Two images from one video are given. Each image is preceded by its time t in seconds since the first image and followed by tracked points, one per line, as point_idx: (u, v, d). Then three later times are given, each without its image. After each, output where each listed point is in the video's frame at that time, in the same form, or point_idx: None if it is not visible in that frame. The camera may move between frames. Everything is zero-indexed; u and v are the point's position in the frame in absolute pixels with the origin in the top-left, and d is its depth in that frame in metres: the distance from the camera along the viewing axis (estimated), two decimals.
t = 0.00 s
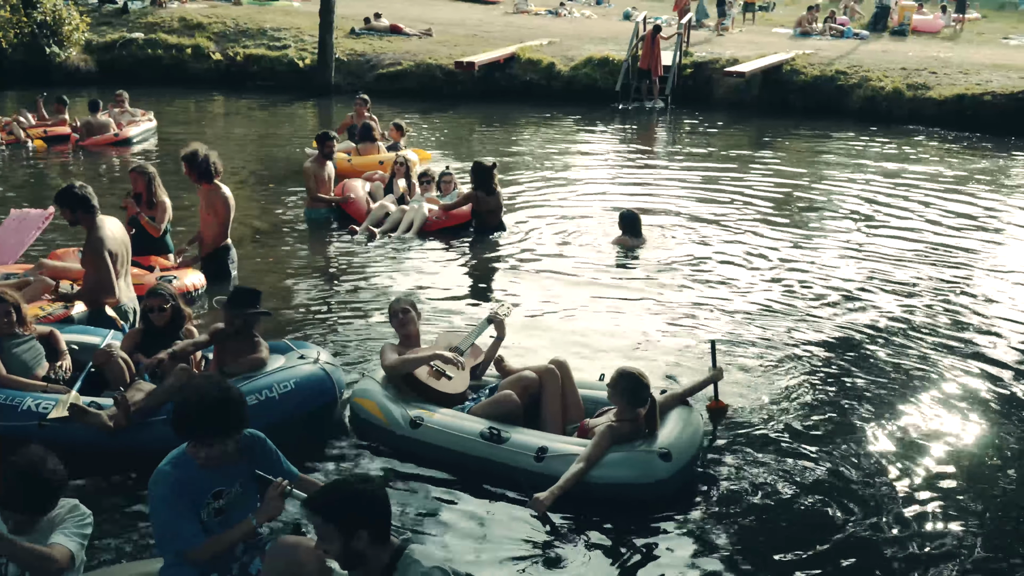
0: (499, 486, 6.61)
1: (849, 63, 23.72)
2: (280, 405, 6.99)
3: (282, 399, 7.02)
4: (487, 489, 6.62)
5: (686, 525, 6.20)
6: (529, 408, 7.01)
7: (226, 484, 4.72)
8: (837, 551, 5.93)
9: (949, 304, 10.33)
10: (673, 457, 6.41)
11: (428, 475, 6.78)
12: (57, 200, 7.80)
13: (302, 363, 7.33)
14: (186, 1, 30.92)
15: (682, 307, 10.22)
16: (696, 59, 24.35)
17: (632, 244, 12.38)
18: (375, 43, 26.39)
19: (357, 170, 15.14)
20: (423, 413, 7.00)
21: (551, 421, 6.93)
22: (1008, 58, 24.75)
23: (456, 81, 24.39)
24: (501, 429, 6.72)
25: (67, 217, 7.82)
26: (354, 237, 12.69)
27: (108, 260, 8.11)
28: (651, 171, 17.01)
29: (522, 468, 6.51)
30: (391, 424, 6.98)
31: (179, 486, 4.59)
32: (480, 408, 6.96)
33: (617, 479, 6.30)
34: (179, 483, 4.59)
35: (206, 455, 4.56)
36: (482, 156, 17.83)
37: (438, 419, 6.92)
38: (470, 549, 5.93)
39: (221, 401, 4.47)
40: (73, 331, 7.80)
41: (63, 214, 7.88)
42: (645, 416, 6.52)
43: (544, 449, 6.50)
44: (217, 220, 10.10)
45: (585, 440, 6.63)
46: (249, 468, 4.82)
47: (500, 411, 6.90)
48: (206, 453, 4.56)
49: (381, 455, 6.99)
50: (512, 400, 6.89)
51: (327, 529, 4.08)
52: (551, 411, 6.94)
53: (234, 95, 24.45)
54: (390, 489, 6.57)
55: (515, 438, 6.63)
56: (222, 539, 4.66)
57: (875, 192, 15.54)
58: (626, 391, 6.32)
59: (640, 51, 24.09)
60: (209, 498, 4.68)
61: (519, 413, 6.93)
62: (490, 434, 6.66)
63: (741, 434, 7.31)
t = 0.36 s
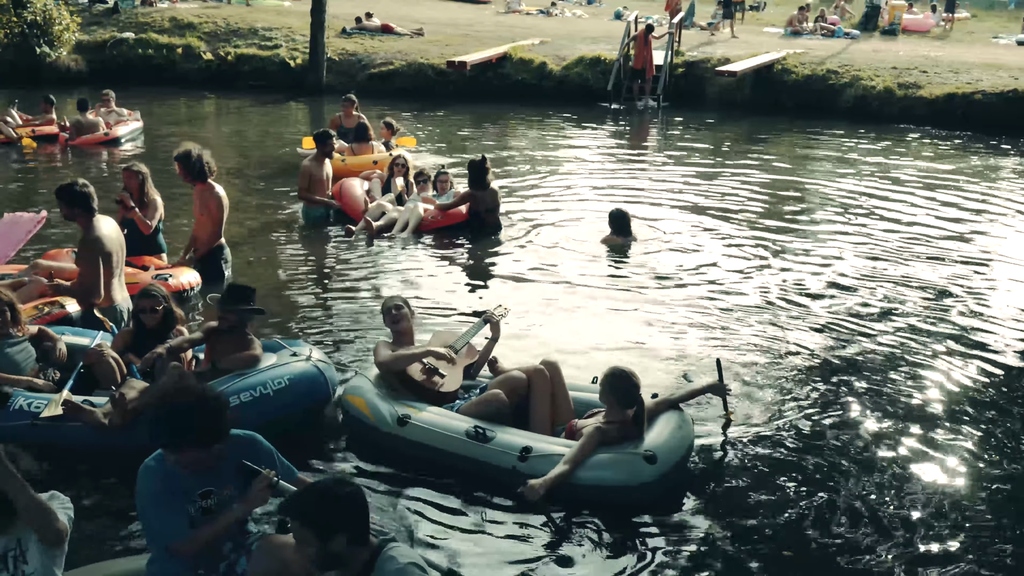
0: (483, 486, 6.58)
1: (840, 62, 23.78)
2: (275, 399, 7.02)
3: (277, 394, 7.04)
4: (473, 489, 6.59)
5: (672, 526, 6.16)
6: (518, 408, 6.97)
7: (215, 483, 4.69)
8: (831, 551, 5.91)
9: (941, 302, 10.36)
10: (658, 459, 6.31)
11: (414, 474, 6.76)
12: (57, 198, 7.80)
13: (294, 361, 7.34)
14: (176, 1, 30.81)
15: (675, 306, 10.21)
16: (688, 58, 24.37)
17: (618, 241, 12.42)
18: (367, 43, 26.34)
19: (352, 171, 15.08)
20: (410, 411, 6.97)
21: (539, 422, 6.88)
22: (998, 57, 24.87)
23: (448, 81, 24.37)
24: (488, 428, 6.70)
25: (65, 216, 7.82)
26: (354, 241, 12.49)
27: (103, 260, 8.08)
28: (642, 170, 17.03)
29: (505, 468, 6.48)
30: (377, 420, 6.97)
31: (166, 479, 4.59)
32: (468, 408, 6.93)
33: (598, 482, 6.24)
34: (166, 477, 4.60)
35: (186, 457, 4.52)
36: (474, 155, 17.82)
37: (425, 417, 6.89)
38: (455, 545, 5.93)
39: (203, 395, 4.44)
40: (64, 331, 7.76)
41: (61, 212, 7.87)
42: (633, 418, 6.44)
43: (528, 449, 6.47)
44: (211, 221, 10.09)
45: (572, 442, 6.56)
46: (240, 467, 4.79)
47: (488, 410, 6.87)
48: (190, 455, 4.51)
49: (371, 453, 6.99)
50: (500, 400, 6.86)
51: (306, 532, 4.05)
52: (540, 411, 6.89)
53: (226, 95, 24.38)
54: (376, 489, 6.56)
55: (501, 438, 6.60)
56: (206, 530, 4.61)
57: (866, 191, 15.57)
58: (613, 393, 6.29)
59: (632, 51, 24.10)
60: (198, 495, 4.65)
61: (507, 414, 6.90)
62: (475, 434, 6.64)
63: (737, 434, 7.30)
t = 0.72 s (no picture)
0: (468, 488, 6.57)
1: (831, 62, 23.83)
2: (271, 398, 7.03)
3: (273, 392, 7.05)
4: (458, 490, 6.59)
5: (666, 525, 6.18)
6: (506, 411, 6.90)
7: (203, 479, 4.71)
8: (825, 552, 5.91)
9: (933, 301, 10.37)
10: (642, 462, 6.26)
11: (400, 474, 6.76)
12: (52, 197, 7.75)
13: (288, 358, 7.37)
14: (167, 0, 30.69)
15: (669, 306, 10.20)
16: (680, 58, 24.40)
17: (610, 240, 12.41)
18: (358, 43, 26.30)
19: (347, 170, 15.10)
20: (398, 411, 6.96)
21: (525, 427, 6.81)
22: (987, 57, 24.96)
23: (440, 81, 24.37)
24: (472, 429, 6.69)
25: (61, 216, 7.79)
26: (347, 233, 12.76)
27: (96, 260, 8.06)
28: (634, 169, 17.04)
29: (490, 469, 6.48)
30: (365, 420, 6.96)
31: (150, 477, 4.60)
32: (454, 411, 6.89)
33: (583, 484, 6.23)
34: (154, 472, 4.60)
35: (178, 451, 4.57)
36: (466, 154, 17.81)
37: (412, 417, 6.89)
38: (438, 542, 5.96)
39: (198, 391, 4.47)
40: (54, 331, 7.69)
41: (56, 212, 7.84)
42: (623, 421, 6.39)
43: (512, 451, 6.45)
44: (205, 220, 10.06)
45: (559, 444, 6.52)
46: (226, 466, 4.77)
47: (474, 417, 6.83)
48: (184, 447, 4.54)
49: (357, 451, 7.00)
50: (486, 408, 6.82)
51: (294, 531, 4.09)
52: (527, 415, 6.81)
53: (217, 95, 24.32)
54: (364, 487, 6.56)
55: (486, 439, 6.60)
56: (179, 531, 4.56)
57: (857, 189, 15.59)
58: (604, 397, 6.22)
59: (624, 50, 24.13)
60: (186, 493, 4.67)
61: (494, 419, 6.86)
62: (460, 435, 6.63)
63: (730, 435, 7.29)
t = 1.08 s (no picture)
0: (454, 490, 6.52)
1: (822, 61, 23.88)
2: (265, 396, 7.05)
3: (267, 390, 7.07)
4: (444, 492, 6.54)
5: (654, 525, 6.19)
6: (496, 410, 6.85)
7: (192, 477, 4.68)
8: (818, 551, 5.92)
9: (923, 300, 10.39)
10: (629, 468, 6.16)
11: (388, 475, 6.72)
12: (41, 200, 7.74)
13: (280, 356, 7.35)
14: None
15: (661, 306, 10.20)
16: (672, 57, 24.43)
17: (603, 238, 12.44)
18: (350, 42, 26.26)
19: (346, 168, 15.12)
20: (387, 409, 6.92)
21: (514, 427, 6.77)
22: (978, 55, 25.05)
23: (432, 80, 24.37)
24: (460, 429, 6.64)
25: (52, 217, 7.79)
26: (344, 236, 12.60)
27: (86, 259, 8.04)
28: (626, 168, 17.05)
29: (474, 469, 6.41)
30: (354, 418, 6.94)
31: (140, 476, 4.60)
32: (443, 409, 6.85)
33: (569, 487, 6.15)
34: (144, 471, 4.61)
35: (176, 451, 4.62)
36: (458, 154, 17.82)
37: (401, 416, 6.85)
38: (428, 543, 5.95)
39: (197, 389, 4.48)
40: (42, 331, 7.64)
41: (47, 213, 7.84)
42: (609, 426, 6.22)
43: (497, 452, 6.39)
44: (198, 221, 10.04)
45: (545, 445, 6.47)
46: (213, 463, 4.74)
47: (464, 413, 6.77)
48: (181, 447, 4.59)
49: (346, 450, 6.98)
50: (477, 403, 6.75)
51: (290, 526, 4.09)
52: (516, 415, 6.77)
53: (209, 94, 24.27)
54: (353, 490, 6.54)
55: (473, 438, 6.54)
56: (167, 530, 4.61)
57: (848, 188, 15.63)
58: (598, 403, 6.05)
59: (616, 49, 24.15)
60: (177, 492, 4.67)
61: (484, 417, 6.80)
62: (447, 434, 6.58)
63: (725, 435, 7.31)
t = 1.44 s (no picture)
0: (441, 489, 6.51)
1: (815, 59, 23.92)
2: (259, 392, 7.03)
3: (260, 385, 7.05)
4: (431, 490, 6.51)
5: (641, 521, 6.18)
6: (485, 409, 6.86)
7: (181, 481, 4.70)
8: (813, 548, 5.93)
9: (914, 298, 10.42)
10: (614, 467, 6.20)
11: (375, 471, 6.72)
12: (30, 199, 7.74)
13: (273, 353, 7.35)
14: None
15: (654, 304, 10.21)
16: (664, 56, 24.44)
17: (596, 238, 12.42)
18: (342, 42, 26.22)
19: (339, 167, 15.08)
20: (376, 408, 6.93)
21: (505, 426, 6.74)
22: (969, 54, 25.10)
23: (424, 80, 24.35)
24: (447, 429, 6.64)
25: (41, 216, 7.79)
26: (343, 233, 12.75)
27: (75, 258, 8.02)
28: (619, 167, 17.06)
29: (460, 469, 6.44)
30: (344, 417, 6.95)
31: (129, 476, 4.61)
32: (433, 408, 6.84)
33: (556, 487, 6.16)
34: (132, 472, 4.62)
35: (168, 461, 4.59)
36: (450, 153, 17.81)
37: (390, 415, 6.85)
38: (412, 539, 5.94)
39: (182, 396, 4.45)
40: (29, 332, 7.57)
41: (36, 212, 7.84)
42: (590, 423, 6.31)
43: (483, 452, 6.40)
44: (190, 221, 10.00)
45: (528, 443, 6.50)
46: (208, 470, 4.84)
47: (453, 412, 6.79)
48: (167, 455, 4.56)
49: (335, 445, 6.97)
50: (466, 401, 6.78)
51: (290, 519, 4.11)
52: (506, 414, 6.73)
53: (201, 94, 24.20)
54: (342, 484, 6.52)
55: (460, 438, 6.55)
56: (151, 532, 4.58)
57: (840, 186, 15.67)
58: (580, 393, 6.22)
59: (608, 49, 24.16)
60: (166, 496, 4.66)
61: (472, 414, 6.81)
62: (434, 434, 6.58)
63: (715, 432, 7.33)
